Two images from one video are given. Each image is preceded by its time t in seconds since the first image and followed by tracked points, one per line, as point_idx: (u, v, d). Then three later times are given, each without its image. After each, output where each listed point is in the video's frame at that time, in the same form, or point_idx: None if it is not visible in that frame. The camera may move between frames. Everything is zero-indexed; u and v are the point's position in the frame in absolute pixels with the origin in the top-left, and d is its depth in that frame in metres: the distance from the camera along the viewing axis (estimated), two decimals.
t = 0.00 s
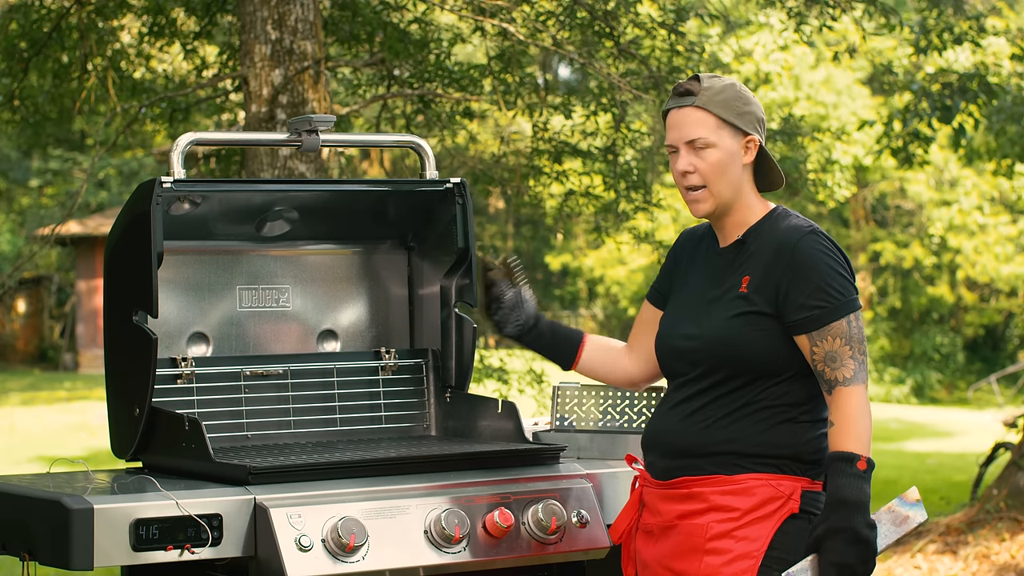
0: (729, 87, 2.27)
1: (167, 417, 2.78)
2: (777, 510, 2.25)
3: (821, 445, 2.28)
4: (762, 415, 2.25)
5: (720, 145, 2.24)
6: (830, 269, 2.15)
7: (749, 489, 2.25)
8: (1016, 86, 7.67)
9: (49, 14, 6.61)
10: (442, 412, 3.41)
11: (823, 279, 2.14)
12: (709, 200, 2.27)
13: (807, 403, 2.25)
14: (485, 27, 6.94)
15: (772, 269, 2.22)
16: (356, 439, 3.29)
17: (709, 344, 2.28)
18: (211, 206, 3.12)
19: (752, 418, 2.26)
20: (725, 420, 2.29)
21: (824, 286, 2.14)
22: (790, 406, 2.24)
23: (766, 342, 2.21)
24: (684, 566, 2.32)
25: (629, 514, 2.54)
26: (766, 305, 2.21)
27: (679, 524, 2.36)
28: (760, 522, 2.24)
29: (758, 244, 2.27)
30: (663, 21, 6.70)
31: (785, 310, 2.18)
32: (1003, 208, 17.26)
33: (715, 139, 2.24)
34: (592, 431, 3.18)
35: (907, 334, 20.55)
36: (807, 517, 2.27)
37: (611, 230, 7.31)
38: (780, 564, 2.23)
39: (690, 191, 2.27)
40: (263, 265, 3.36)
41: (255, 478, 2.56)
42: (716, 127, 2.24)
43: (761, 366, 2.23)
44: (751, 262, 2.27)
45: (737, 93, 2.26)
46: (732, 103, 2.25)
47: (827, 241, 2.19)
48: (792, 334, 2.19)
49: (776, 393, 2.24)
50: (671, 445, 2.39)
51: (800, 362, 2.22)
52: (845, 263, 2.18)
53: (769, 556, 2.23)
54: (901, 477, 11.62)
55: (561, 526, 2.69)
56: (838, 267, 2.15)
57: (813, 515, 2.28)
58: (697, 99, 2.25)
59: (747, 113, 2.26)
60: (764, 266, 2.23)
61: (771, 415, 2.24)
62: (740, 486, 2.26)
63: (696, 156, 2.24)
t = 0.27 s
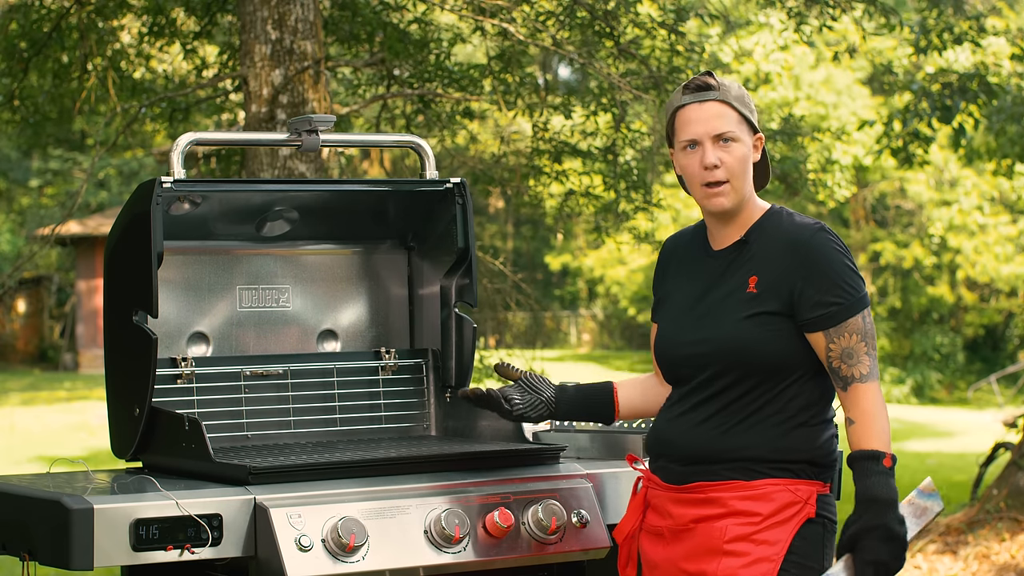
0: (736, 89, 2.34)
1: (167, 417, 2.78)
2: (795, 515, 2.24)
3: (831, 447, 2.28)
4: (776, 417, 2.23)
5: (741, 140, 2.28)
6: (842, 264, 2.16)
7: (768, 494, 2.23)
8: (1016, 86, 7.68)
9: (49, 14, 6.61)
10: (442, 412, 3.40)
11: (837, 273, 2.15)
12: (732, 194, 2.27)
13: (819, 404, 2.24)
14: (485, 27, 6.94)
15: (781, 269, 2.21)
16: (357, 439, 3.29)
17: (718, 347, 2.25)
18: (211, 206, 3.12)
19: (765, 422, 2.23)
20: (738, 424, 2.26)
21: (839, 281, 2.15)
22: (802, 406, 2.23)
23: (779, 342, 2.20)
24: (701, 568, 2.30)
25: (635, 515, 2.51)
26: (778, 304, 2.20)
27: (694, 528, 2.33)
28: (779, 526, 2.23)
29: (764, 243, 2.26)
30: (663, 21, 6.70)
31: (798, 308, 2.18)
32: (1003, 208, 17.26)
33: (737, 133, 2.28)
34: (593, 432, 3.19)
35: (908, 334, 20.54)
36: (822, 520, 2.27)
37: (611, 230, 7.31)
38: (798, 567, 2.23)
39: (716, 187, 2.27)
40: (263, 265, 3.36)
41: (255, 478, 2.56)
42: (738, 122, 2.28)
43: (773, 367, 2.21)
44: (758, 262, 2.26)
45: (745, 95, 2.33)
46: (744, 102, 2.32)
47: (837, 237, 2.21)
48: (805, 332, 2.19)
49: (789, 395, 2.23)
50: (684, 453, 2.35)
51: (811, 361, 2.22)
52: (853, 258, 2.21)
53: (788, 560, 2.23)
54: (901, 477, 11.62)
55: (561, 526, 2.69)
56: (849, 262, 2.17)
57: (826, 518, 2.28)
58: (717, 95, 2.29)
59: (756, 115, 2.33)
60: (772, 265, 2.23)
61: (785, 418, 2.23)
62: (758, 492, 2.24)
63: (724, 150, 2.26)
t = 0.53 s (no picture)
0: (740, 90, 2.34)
1: (168, 417, 2.78)
2: (807, 514, 2.24)
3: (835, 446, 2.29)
4: (785, 416, 2.23)
5: (746, 141, 2.29)
6: (849, 264, 2.19)
7: (779, 494, 2.23)
8: (1016, 86, 7.67)
9: (49, 14, 6.61)
10: (442, 412, 3.41)
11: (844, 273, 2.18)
12: (736, 195, 2.27)
13: (824, 402, 2.26)
14: (485, 27, 6.94)
15: (788, 268, 2.22)
16: (357, 439, 3.29)
17: (724, 347, 2.25)
18: (211, 206, 3.12)
19: (775, 420, 2.24)
20: (747, 423, 2.25)
21: (845, 280, 2.18)
22: (809, 405, 2.24)
23: (788, 341, 2.21)
24: (713, 569, 2.29)
25: (641, 516, 2.50)
26: (785, 304, 2.21)
27: (704, 528, 2.32)
28: (791, 525, 2.23)
29: (768, 242, 2.26)
30: (663, 21, 6.70)
31: (806, 308, 2.20)
32: (1003, 208, 17.27)
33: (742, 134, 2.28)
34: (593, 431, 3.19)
35: (908, 334, 20.55)
36: (832, 519, 2.28)
37: (611, 230, 7.31)
38: (809, 566, 2.24)
39: (718, 187, 2.27)
40: (263, 265, 3.36)
41: (255, 478, 2.56)
42: (742, 123, 2.28)
43: (781, 367, 2.22)
44: (763, 261, 2.26)
45: (749, 96, 2.34)
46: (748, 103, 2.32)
47: (841, 237, 2.24)
48: (813, 332, 2.21)
49: (796, 394, 2.24)
50: (692, 454, 2.34)
51: (817, 359, 2.23)
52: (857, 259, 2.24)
53: (800, 559, 2.23)
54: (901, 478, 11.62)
55: (560, 526, 2.69)
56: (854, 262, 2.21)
57: (835, 516, 2.29)
58: (722, 95, 2.29)
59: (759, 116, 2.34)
60: (778, 265, 2.24)
61: (793, 417, 2.23)
62: (769, 491, 2.24)
63: (728, 150, 2.27)
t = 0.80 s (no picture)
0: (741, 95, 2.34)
1: (167, 417, 2.78)
2: (815, 515, 2.24)
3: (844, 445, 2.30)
4: (793, 416, 2.24)
5: (750, 146, 2.28)
6: (853, 264, 2.19)
7: (787, 494, 2.24)
8: (1016, 86, 7.67)
9: (50, 14, 6.61)
10: (442, 412, 3.41)
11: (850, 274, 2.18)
12: (742, 200, 2.27)
13: (832, 402, 2.26)
14: (485, 27, 6.94)
15: (794, 270, 2.22)
16: (356, 439, 3.29)
17: (731, 350, 2.26)
18: (211, 206, 3.12)
19: (783, 421, 2.24)
20: (756, 424, 2.26)
21: (850, 280, 2.18)
22: (817, 406, 2.24)
23: (794, 342, 2.21)
24: (719, 569, 2.30)
25: (646, 515, 2.51)
26: (791, 305, 2.22)
27: (712, 528, 2.32)
28: (799, 526, 2.23)
29: (773, 244, 2.27)
30: (663, 21, 6.70)
31: (812, 309, 2.20)
32: (1003, 208, 17.27)
33: (746, 139, 2.28)
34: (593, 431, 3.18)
35: (908, 334, 20.54)
36: (839, 521, 2.27)
37: (611, 230, 7.30)
38: (817, 567, 2.23)
39: (724, 195, 2.27)
40: (263, 265, 3.36)
41: (255, 478, 2.56)
42: (746, 129, 2.28)
43: (788, 369, 2.22)
44: (767, 263, 2.26)
45: (750, 101, 2.34)
46: (750, 108, 2.32)
47: (846, 237, 2.24)
48: (818, 333, 2.21)
49: (805, 395, 2.24)
50: (700, 453, 2.35)
51: (824, 359, 2.24)
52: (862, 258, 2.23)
53: (807, 560, 2.23)
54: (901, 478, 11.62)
55: (561, 526, 2.69)
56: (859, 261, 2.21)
57: (843, 518, 2.29)
58: (725, 102, 2.29)
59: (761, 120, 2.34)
60: (784, 267, 2.24)
61: (801, 417, 2.24)
62: (777, 492, 2.24)
63: (732, 159, 2.27)
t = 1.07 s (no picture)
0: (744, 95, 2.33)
1: (167, 416, 2.78)
2: (818, 516, 2.24)
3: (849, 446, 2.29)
4: (796, 418, 2.24)
5: (752, 147, 2.28)
6: (853, 265, 2.18)
7: (790, 496, 2.24)
8: (1016, 86, 7.67)
9: (49, 14, 6.61)
10: (442, 412, 3.41)
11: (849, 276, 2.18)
12: (743, 202, 2.27)
13: (835, 404, 2.26)
14: (485, 27, 6.94)
15: (794, 271, 2.22)
16: (357, 439, 3.29)
17: (733, 352, 2.26)
18: (211, 206, 3.13)
19: (786, 423, 2.24)
20: (759, 425, 2.26)
21: (849, 282, 2.17)
22: (819, 407, 2.24)
23: (795, 344, 2.21)
24: (722, 568, 2.30)
25: (651, 512, 2.52)
26: (791, 308, 2.22)
27: (715, 527, 2.33)
28: (802, 527, 2.23)
29: (773, 246, 2.27)
30: (663, 21, 6.70)
31: (811, 312, 2.20)
32: (1003, 208, 17.27)
33: (748, 140, 2.28)
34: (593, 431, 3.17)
35: (908, 334, 20.54)
36: (843, 523, 2.27)
37: (611, 230, 7.30)
38: (820, 568, 2.24)
39: (726, 197, 2.27)
40: (263, 265, 3.36)
41: (255, 478, 2.56)
42: (748, 131, 2.28)
43: (790, 371, 2.22)
44: (768, 265, 2.27)
45: (752, 102, 2.33)
46: (752, 109, 2.32)
47: (846, 239, 2.23)
48: (819, 334, 2.21)
49: (806, 397, 2.24)
50: (703, 452, 2.35)
51: (826, 361, 2.23)
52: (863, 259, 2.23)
53: (809, 561, 2.23)
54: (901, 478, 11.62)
55: (561, 526, 2.69)
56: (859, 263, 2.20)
57: (847, 519, 2.28)
58: (727, 103, 2.29)
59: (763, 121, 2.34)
60: (784, 269, 2.24)
61: (803, 419, 2.23)
62: (781, 494, 2.24)
63: (734, 161, 2.27)
